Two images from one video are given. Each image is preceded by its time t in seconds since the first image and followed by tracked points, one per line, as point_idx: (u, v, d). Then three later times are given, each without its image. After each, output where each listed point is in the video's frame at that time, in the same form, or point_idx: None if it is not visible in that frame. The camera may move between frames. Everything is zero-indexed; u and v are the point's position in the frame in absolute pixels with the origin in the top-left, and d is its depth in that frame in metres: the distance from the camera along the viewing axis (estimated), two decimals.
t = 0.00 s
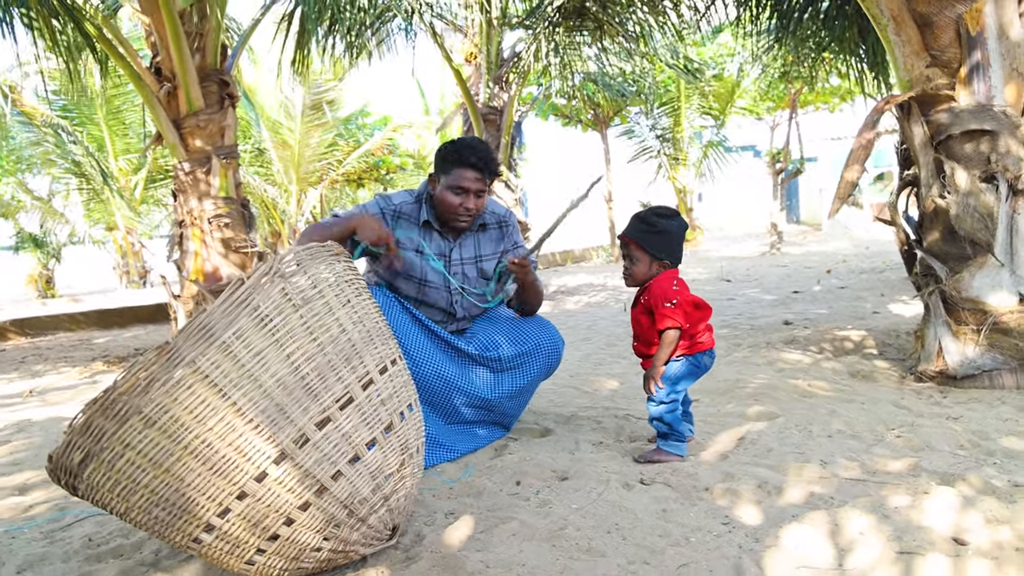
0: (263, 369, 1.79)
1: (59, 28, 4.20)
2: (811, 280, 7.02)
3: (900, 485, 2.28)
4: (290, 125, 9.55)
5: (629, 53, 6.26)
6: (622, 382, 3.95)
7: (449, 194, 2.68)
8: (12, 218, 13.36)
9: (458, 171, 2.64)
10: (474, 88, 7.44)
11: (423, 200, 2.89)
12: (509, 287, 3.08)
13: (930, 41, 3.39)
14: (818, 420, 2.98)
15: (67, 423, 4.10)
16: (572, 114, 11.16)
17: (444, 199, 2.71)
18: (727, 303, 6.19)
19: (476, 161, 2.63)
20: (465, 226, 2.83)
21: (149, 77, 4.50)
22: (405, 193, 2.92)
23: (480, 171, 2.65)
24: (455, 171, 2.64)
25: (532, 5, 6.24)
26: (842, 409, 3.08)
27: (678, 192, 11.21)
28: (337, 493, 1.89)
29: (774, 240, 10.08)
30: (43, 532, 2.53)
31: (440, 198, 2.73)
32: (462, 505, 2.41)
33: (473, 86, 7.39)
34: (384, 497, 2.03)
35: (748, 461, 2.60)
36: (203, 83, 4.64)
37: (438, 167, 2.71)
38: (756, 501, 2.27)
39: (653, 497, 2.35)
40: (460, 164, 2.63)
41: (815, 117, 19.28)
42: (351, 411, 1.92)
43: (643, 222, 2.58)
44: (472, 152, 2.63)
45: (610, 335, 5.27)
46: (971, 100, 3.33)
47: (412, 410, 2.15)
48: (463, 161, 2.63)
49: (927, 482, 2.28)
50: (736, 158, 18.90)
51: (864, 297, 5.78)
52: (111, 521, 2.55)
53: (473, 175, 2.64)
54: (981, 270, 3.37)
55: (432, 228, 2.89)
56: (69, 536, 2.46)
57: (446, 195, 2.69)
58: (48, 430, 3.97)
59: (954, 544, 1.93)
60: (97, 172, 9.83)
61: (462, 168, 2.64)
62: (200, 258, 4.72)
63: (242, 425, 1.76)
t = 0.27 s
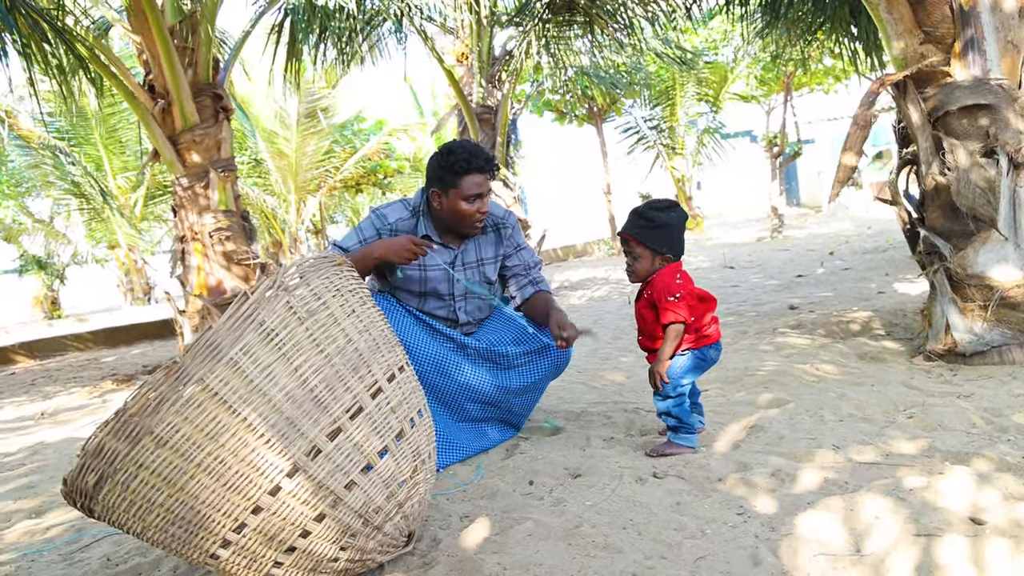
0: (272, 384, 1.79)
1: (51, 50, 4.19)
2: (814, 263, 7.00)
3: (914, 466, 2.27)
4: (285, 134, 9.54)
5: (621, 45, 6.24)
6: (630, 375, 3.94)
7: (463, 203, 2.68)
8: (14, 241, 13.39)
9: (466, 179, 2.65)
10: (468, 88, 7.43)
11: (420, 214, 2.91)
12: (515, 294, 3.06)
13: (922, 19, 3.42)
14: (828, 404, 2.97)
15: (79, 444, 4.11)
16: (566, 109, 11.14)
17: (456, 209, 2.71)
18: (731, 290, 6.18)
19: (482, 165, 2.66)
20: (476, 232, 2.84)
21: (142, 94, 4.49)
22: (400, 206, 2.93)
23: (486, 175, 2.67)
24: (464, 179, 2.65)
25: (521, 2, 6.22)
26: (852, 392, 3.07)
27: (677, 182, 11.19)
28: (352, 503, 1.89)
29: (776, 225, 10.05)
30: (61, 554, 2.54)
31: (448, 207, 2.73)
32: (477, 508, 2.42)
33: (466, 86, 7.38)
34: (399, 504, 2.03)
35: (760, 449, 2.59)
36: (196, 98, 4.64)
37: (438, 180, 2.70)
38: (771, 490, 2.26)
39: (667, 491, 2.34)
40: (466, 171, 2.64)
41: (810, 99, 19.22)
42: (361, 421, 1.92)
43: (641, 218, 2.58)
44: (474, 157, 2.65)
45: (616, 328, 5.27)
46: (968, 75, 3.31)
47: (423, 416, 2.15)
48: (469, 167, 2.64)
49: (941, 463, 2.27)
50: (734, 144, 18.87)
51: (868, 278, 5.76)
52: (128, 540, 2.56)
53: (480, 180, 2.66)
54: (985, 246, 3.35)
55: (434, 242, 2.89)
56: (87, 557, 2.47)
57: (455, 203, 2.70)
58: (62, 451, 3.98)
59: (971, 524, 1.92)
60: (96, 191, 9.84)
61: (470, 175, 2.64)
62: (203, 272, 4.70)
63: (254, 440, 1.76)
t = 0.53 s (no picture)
0: (274, 394, 1.79)
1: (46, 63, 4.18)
2: (814, 254, 7.00)
3: (918, 456, 2.27)
4: (282, 140, 9.54)
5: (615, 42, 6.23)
6: (633, 372, 3.94)
7: (464, 207, 2.69)
8: (15, 254, 13.39)
9: (467, 184, 2.65)
10: (463, 89, 7.42)
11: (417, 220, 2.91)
12: (517, 298, 3.04)
13: (913, 8, 3.37)
14: (831, 396, 2.97)
15: (84, 456, 4.11)
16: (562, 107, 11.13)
17: (458, 213, 2.71)
18: (732, 283, 6.18)
19: (481, 168, 2.66)
20: (479, 234, 2.85)
21: (138, 104, 4.48)
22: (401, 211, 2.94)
23: (486, 178, 2.67)
24: (464, 184, 2.65)
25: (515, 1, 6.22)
26: (855, 383, 3.07)
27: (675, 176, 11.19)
28: (357, 510, 1.89)
29: (775, 216, 10.05)
30: (68, 569, 2.54)
31: (451, 212, 2.73)
32: (483, 510, 2.42)
33: (461, 87, 7.38)
34: (404, 510, 2.03)
35: (764, 443, 2.59)
36: (192, 106, 4.64)
37: (439, 185, 2.71)
38: (775, 484, 2.26)
39: (672, 489, 2.34)
40: (467, 176, 2.64)
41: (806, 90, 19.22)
42: (364, 428, 1.92)
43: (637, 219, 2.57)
44: (473, 162, 2.66)
45: (618, 325, 5.27)
46: (960, 63, 3.32)
47: (425, 421, 2.16)
48: (468, 172, 2.64)
49: (944, 451, 2.27)
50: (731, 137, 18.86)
51: (868, 267, 5.76)
52: (135, 552, 2.56)
53: (481, 183, 2.66)
54: (982, 232, 3.34)
55: (438, 246, 2.90)
56: (94, 571, 2.47)
57: (457, 208, 2.70)
58: (66, 464, 3.98)
59: (976, 512, 1.92)
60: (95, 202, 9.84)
61: (470, 179, 2.65)
62: (204, 280, 4.70)
63: (257, 450, 1.76)
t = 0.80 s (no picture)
0: (270, 393, 1.79)
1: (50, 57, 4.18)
2: (813, 260, 7.00)
3: (912, 464, 2.27)
4: (285, 137, 9.55)
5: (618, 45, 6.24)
6: (631, 375, 3.95)
7: (467, 209, 2.69)
8: (14, 247, 13.40)
9: (471, 186, 2.66)
10: (466, 89, 7.43)
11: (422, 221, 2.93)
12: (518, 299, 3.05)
13: (913, 18, 3.39)
14: (827, 403, 2.98)
15: (79, 451, 4.12)
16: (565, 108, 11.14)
17: (461, 215, 2.71)
18: (731, 288, 6.19)
19: (486, 171, 2.67)
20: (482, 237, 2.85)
21: (140, 99, 4.49)
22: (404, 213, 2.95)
23: (489, 181, 2.68)
24: (468, 186, 2.66)
25: (519, 3, 6.23)
26: (852, 390, 3.07)
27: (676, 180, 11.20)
28: (352, 511, 1.90)
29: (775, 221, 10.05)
30: (61, 564, 2.55)
31: (454, 214, 2.73)
32: (478, 512, 2.42)
33: (464, 87, 7.39)
34: (399, 511, 2.03)
35: (759, 449, 2.60)
36: (195, 102, 4.64)
37: (444, 187, 2.72)
38: (770, 491, 2.27)
39: (667, 494, 2.35)
40: (471, 178, 2.65)
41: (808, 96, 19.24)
42: (360, 429, 1.92)
43: (631, 226, 2.59)
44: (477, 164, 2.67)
45: (617, 328, 5.27)
46: (960, 74, 3.33)
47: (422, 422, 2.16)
48: (473, 174, 2.65)
49: (938, 460, 2.27)
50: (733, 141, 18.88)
51: (867, 274, 5.76)
52: (128, 549, 2.57)
53: (485, 186, 2.67)
54: (980, 242, 3.36)
55: (440, 247, 2.89)
56: (87, 568, 2.47)
57: (460, 210, 2.70)
58: (61, 459, 3.99)
59: (967, 521, 1.92)
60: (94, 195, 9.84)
61: (474, 182, 2.66)
62: (202, 276, 4.71)
63: (253, 449, 1.77)
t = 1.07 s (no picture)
0: (263, 394, 1.82)
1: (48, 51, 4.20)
2: (810, 263, 7.03)
3: (903, 469, 2.30)
4: (285, 134, 9.56)
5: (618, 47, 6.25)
6: (626, 378, 3.97)
7: (464, 209, 2.71)
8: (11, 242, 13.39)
9: (467, 187, 2.68)
10: (467, 89, 7.44)
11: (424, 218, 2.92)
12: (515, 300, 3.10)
13: (910, 27, 3.42)
14: (820, 407, 3.00)
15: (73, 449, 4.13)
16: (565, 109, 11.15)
17: (458, 215, 2.74)
18: (728, 291, 6.21)
19: (484, 172, 2.70)
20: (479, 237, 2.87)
21: (139, 95, 4.51)
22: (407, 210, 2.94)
23: (486, 182, 2.70)
24: (464, 187, 2.68)
25: (520, 3, 6.24)
26: (845, 395, 3.10)
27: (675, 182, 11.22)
28: (344, 512, 1.92)
29: (773, 224, 10.08)
30: (53, 564, 2.56)
31: (451, 214, 2.76)
32: (472, 514, 2.44)
33: (465, 87, 7.40)
34: (391, 512, 2.06)
35: (752, 453, 2.62)
36: (194, 99, 4.66)
37: (441, 187, 2.74)
38: (763, 494, 2.29)
39: (661, 497, 2.37)
40: (468, 178, 2.67)
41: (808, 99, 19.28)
42: (353, 430, 1.95)
43: (628, 227, 2.64)
44: (475, 164, 2.69)
45: (613, 330, 5.29)
46: (954, 83, 3.36)
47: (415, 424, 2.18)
48: (470, 175, 2.68)
49: (928, 464, 2.30)
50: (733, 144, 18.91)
51: (863, 278, 5.79)
52: (118, 551, 2.59)
53: (481, 187, 2.69)
54: (973, 248, 3.38)
55: (438, 244, 2.91)
56: (78, 568, 2.49)
57: (456, 210, 2.73)
58: (55, 458, 4.01)
59: (956, 525, 1.95)
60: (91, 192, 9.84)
61: (471, 182, 2.68)
62: (200, 274, 4.74)
63: (246, 449, 1.79)
